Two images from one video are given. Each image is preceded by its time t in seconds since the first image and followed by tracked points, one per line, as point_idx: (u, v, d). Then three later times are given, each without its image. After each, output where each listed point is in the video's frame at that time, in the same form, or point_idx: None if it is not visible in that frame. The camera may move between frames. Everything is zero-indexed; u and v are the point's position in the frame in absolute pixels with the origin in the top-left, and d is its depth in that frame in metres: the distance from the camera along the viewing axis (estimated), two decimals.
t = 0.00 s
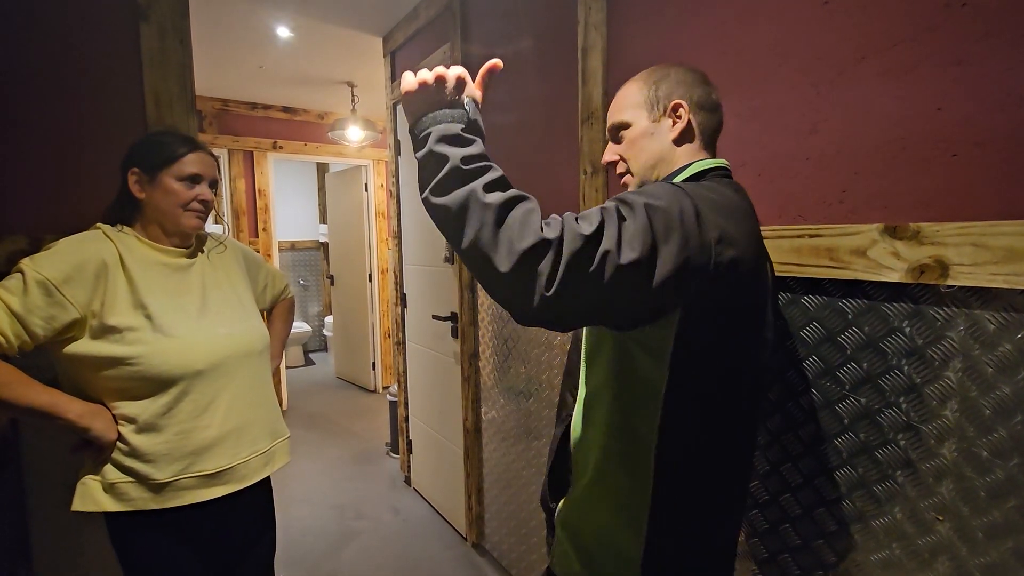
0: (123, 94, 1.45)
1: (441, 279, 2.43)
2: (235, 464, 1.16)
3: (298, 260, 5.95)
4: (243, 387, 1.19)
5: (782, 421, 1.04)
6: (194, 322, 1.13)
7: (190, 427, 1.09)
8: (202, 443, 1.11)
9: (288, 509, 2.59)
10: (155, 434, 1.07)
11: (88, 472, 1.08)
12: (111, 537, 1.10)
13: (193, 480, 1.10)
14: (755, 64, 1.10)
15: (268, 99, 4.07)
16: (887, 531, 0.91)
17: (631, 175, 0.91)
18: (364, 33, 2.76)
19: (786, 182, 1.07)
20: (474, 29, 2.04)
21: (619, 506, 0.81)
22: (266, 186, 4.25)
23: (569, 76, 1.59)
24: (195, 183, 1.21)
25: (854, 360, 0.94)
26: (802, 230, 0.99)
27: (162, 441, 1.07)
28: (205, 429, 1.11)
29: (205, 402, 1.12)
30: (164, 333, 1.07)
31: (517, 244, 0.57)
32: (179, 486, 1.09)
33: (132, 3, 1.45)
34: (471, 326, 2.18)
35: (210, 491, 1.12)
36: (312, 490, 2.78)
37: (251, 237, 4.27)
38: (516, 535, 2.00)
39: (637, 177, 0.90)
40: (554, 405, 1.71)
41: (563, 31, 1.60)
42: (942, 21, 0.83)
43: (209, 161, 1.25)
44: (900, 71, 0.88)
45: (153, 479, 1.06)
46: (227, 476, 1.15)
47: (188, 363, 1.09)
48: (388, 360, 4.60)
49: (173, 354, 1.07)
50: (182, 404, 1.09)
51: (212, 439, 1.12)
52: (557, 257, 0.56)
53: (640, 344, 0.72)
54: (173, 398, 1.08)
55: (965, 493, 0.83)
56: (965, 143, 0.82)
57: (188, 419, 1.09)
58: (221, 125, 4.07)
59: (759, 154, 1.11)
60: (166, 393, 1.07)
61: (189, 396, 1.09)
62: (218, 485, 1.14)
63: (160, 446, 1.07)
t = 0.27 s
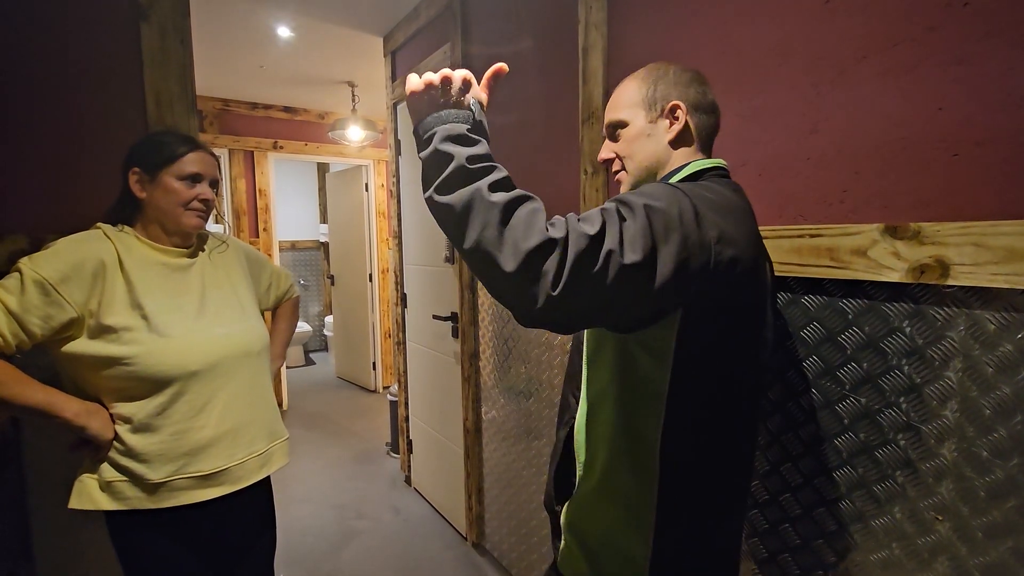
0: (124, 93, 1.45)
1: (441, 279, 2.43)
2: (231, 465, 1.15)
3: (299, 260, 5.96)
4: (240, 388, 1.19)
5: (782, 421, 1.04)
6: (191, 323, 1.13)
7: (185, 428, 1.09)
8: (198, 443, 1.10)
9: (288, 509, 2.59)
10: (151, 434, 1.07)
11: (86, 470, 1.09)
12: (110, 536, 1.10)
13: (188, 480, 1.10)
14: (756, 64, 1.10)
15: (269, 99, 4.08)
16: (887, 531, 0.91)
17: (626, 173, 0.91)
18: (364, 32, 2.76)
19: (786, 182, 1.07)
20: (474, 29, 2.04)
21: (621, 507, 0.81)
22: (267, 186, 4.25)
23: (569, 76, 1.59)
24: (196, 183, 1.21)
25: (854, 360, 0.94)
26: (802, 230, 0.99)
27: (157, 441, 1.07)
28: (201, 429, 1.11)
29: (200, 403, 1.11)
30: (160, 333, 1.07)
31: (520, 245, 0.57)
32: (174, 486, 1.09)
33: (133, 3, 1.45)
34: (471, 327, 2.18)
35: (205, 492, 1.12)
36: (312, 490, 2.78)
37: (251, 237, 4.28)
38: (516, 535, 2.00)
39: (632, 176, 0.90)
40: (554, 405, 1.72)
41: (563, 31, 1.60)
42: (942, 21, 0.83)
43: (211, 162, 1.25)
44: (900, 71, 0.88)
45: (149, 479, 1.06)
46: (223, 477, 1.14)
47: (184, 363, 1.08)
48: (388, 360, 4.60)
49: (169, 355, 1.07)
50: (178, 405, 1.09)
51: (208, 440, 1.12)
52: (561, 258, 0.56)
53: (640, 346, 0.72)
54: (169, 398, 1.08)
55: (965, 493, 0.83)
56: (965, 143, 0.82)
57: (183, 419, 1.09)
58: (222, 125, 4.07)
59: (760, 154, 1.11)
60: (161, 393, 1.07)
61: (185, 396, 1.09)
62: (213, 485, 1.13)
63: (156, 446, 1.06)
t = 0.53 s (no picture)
0: (124, 94, 1.46)
1: (442, 279, 2.43)
2: (231, 465, 1.16)
3: (299, 260, 5.96)
4: (242, 387, 1.19)
5: (782, 421, 1.05)
6: (192, 323, 1.13)
7: (185, 428, 1.09)
8: (196, 444, 1.10)
9: (289, 508, 2.60)
10: (151, 434, 1.07)
11: (87, 469, 1.09)
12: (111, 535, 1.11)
13: (188, 481, 1.10)
14: (757, 64, 1.10)
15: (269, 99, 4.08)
16: (887, 531, 0.91)
17: (623, 171, 0.91)
18: (365, 32, 2.76)
19: (786, 182, 1.07)
20: (474, 29, 2.04)
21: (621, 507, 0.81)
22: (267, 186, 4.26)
23: (569, 76, 1.59)
24: (199, 180, 1.21)
25: (855, 360, 0.94)
26: (803, 230, 0.99)
27: (158, 441, 1.07)
28: (201, 429, 1.11)
29: (200, 403, 1.11)
30: (161, 333, 1.08)
31: (524, 254, 0.56)
32: (174, 486, 1.09)
33: (134, 4, 1.45)
34: (472, 327, 2.18)
35: (205, 492, 1.12)
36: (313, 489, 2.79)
37: (252, 237, 4.28)
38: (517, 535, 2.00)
39: (630, 174, 0.90)
40: (554, 405, 1.72)
41: (564, 31, 1.60)
42: (942, 21, 0.83)
43: (212, 159, 1.25)
44: (900, 70, 0.88)
45: (149, 478, 1.07)
46: (223, 477, 1.14)
47: (185, 363, 1.09)
48: (389, 359, 4.60)
49: (169, 354, 1.07)
50: (178, 405, 1.09)
51: (208, 439, 1.12)
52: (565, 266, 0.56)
53: (641, 347, 0.72)
54: (170, 397, 1.08)
55: (965, 493, 0.83)
56: (965, 143, 0.82)
57: (183, 419, 1.09)
58: (223, 125, 4.07)
59: (760, 154, 1.11)
60: (162, 393, 1.07)
61: (185, 396, 1.09)
62: (214, 485, 1.13)
63: (155, 446, 1.07)
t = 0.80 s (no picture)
0: (123, 94, 1.45)
1: (442, 279, 2.43)
2: (237, 464, 1.16)
3: (299, 259, 5.97)
4: (246, 387, 1.19)
5: (782, 421, 1.04)
6: (198, 322, 1.13)
7: (193, 426, 1.10)
8: (203, 443, 1.11)
9: (290, 508, 2.60)
10: (158, 434, 1.07)
11: (93, 469, 1.09)
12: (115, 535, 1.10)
13: (196, 479, 1.10)
14: (757, 63, 1.10)
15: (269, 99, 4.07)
16: (888, 531, 0.91)
17: (621, 171, 0.92)
18: (364, 32, 2.76)
19: (786, 181, 1.07)
20: (474, 29, 2.03)
21: (625, 508, 0.81)
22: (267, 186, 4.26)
23: (569, 75, 1.59)
24: (198, 175, 1.21)
25: (855, 360, 0.94)
26: (803, 229, 0.99)
27: (166, 440, 1.07)
28: (208, 428, 1.12)
29: (208, 401, 1.12)
30: (168, 333, 1.08)
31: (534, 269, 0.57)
32: (182, 484, 1.09)
33: (133, 4, 1.45)
34: (472, 327, 2.17)
35: (212, 490, 1.13)
36: (313, 489, 2.79)
37: (252, 237, 4.28)
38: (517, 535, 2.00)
39: (629, 175, 0.91)
40: (554, 405, 1.72)
41: (563, 31, 1.60)
42: (943, 20, 0.82)
43: (207, 153, 1.25)
44: (900, 69, 0.87)
45: (156, 478, 1.07)
46: (229, 475, 1.15)
47: (193, 362, 1.09)
48: (389, 359, 4.60)
49: (177, 353, 1.07)
50: (185, 403, 1.09)
51: (215, 437, 1.12)
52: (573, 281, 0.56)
53: (641, 348, 0.72)
54: (178, 396, 1.08)
55: (966, 494, 0.82)
56: (966, 142, 0.81)
57: (190, 417, 1.09)
58: (223, 124, 4.07)
59: (759, 153, 1.11)
60: (170, 392, 1.07)
61: (192, 394, 1.10)
62: (220, 484, 1.14)
63: (163, 446, 1.07)
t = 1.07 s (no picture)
0: (124, 94, 1.46)
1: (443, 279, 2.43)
2: (244, 460, 1.17)
3: (299, 259, 5.97)
4: (252, 384, 1.19)
5: (782, 420, 1.04)
6: (205, 321, 1.13)
7: (202, 424, 1.10)
8: (211, 440, 1.11)
9: (290, 508, 2.60)
10: (167, 433, 1.07)
11: (99, 470, 1.09)
12: (119, 535, 1.10)
13: (206, 476, 1.11)
14: (757, 63, 1.10)
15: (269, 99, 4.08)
16: (887, 530, 0.91)
17: (621, 168, 0.91)
18: (365, 32, 2.76)
19: (786, 181, 1.07)
20: (474, 29, 2.04)
21: (633, 509, 0.81)
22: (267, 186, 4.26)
23: (569, 75, 1.59)
24: (198, 179, 1.21)
25: (855, 360, 0.94)
26: (803, 229, 0.99)
27: (175, 438, 1.08)
28: (216, 425, 1.12)
29: (216, 399, 1.12)
30: (177, 332, 1.08)
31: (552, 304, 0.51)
32: (192, 481, 1.10)
33: (134, 4, 1.45)
34: (472, 327, 2.17)
35: (221, 486, 1.14)
36: (314, 489, 2.79)
37: (253, 237, 4.28)
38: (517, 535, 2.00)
39: (628, 172, 0.91)
40: (554, 405, 1.72)
41: (564, 31, 1.60)
42: (943, 20, 0.83)
43: (211, 157, 1.25)
44: (901, 69, 0.88)
45: (166, 476, 1.07)
46: (237, 472, 1.16)
47: (203, 360, 1.09)
48: (389, 359, 4.60)
49: (186, 352, 1.08)
50: (194, 402, 1.09)
51: (224, 435, 1.13)
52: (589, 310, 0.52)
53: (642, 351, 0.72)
54: (187, 395, 1.08)
55: (965, 494, 0.82)
56: (965, 142, 0.81)
57: (199, 415, 1.10)
58: (223, 124, 4.07)
59: (760, 153, 1.11)
60: (178, 391, 1.08)
61: (201, 392, 1.10)
62: (229, 480, 1.15)
63: (173, 444, 1.07)
